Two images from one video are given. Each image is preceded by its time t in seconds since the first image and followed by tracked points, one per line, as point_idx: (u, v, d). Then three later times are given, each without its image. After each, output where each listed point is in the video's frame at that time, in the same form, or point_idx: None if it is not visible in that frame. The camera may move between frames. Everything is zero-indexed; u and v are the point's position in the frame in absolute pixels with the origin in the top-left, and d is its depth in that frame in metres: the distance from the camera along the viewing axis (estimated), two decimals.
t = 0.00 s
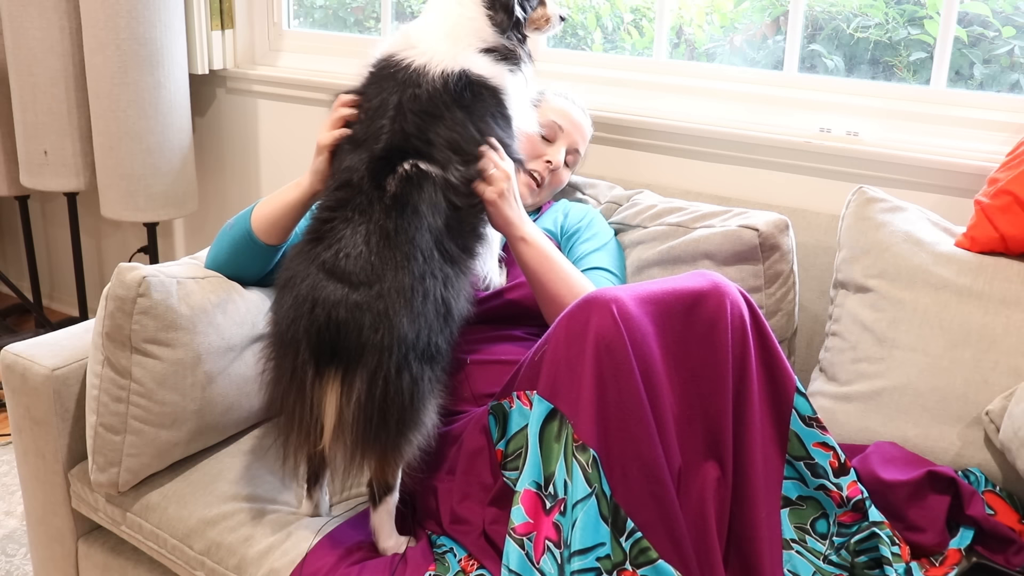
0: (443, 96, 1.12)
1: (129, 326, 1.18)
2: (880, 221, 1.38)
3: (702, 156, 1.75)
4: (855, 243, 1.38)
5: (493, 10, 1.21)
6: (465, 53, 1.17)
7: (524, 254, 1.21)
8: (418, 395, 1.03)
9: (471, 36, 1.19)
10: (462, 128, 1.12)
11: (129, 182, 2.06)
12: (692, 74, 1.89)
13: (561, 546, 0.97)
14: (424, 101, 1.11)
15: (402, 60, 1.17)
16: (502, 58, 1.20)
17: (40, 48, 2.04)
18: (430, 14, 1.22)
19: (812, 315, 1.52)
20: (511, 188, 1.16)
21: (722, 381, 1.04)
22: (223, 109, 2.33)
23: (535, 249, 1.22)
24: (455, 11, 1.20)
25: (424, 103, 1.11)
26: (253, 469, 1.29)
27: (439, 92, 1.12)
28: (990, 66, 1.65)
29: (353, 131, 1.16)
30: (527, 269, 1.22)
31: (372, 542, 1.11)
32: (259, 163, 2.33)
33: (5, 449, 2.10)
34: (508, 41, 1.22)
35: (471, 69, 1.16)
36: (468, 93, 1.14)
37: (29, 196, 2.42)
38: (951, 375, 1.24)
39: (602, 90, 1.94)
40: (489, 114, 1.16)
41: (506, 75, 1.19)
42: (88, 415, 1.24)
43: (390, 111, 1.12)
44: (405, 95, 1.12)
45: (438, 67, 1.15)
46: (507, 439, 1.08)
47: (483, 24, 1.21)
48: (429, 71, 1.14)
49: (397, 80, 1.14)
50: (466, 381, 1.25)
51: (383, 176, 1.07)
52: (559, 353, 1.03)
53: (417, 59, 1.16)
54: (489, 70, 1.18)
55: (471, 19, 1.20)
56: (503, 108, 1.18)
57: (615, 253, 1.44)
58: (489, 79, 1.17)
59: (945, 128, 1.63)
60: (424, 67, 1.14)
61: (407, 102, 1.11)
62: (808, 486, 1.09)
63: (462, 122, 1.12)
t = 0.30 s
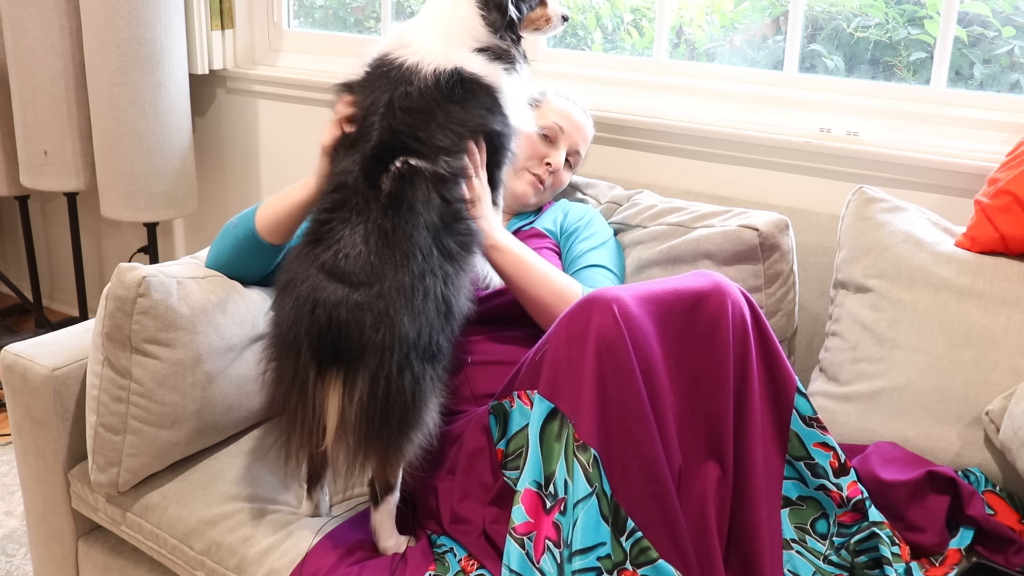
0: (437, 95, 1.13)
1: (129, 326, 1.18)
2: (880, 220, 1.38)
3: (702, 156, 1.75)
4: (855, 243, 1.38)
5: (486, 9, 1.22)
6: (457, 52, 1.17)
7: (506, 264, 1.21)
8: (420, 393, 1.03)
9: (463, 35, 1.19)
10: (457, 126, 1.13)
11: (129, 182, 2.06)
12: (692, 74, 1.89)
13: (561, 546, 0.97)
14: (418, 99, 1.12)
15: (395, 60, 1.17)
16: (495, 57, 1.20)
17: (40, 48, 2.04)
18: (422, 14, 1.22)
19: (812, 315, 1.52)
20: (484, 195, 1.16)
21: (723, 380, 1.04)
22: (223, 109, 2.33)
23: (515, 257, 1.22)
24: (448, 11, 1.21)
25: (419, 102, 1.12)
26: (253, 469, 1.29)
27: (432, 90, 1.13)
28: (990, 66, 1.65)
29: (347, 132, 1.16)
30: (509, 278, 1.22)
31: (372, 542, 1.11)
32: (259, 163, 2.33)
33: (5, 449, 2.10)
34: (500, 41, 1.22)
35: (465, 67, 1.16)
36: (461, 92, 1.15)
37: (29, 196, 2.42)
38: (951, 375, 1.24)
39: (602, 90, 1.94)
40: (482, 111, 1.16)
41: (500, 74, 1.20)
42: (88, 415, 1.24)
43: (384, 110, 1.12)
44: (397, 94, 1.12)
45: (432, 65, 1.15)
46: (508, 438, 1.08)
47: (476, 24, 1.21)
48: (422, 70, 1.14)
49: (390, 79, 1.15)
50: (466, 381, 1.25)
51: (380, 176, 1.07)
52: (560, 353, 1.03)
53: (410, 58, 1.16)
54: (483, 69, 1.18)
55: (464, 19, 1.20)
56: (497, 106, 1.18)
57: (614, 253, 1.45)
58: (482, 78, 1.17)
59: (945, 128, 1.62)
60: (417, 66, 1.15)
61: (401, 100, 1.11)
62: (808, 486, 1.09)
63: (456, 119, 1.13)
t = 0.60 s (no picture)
0: (430, 95, 1.13)
1: (129, 326, 1.18)
2: (880, 221, 1.38)
3: (702, 156, 1.75)
4: (855, 243, 1.38)
5: (478, 12, 1.21)
6: (449, 53, 1.18)
7: (505, 269, 1.21)
8: (416, 393, 1.03)
9: (455, 37, 1.19)
10: (451, 126, 1.13)
11: (129, 182, 2.06)
12: (693, 74, 1.89)
13: (561, 546, 0.97)
14: (410, 100, 1.12)
15: (388, 61, 1.18)
16: (487, 58, 1.20)
17: (40, 48, 2.04)
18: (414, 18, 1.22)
19: (812, 315, 1.52)
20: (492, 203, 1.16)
21: (723, 379, 1.04)
22: (223, 109, 2.33)
23: (513, 261, 1.21)
24: (439, 12, 1.21)
25: (412, 103, 1.12)
26: (253, 469, 1.29)
27: (424, 92, 1.13)
28: (990, 66, 1.65)
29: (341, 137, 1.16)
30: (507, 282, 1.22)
31: (372, 542, 1.11)
32: (259, 163, 2.33)
33: (5, 449, 2.10)
34: (493, 43, 1.22)
35: (458, 68, 1.17)
36: (454, 92, 1.15)
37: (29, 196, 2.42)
38: (951, 375, 1.24)
39: (602, 90, 1.94)
40: (476, 112, 1.16)
41: (493, 75, 1.19)
42: (88, 415, 1.24)
43: (377, 112, 1.12)
44: (390, 96, 1.13)
45: (424, 66, 1.15)
46: (508, 438, 1.08)
47: (468, 25, 1.21)
48: (415, 71, 1.15)
49: (383, 82, 1.15)
50: (466, 381, 1.25)
51: (374, 177, 1.07)
52: (560, 353, 1.03)
53: (402, 60, 1.16)
54: (476, 70, 1.18)
55: (457, 21, 1.20)
56: (491, 107, 1.18)
57: (614, 253, 1.45)
58: (476, 78, 1.17)
59: (945, 128, 1.62)
60: (409, 68, 1.15)
61: (393, 103, 1.12)
62: (808, 486, 1.09)
63: (450, 121, 1.13)
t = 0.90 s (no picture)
0: (433, 92, 1.13)
1: (129, 326, 1.18)
2: (880, 220, 1.38)
3: (702, 156, 1.75)
4: (855, 243, 1.38)
5: (483, 13, 1.21)
6: (454, 52, 1.17)
7: (517, 261, 1.21)
8: (418, 392, 1.03)
9: (460, 37, 1.19)
10: (453, 123, 1.12)
11: (129, 183, 2.06)
12: (693, 74, 1.89)
13: (561, 545, 0.97)
14: (412, 97, 1.12)
15: (393, 58, 1.17)
16: (492, 57, 1.20)
17: (40, 48, 2.04)
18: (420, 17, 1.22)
19: (812, 315, 1.52)
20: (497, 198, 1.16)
21: (724, 379, 1.04)
22: (223, 109, 2.33)
23: (526, 254, 1.22)
24: (445, 12, 1.20)
25: (415, 100, 1.12)
26: (253, 468, 1.29)
27: (427, 88, 1.13)
28: (990, 66, 1.65)
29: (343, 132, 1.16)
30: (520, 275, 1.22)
31: (372, 541, 1.11)
32: (259, 163, 2.33)
33: (5, 449, 2.10)
34: (496, 43, 1.22)
35: (462, 66, 1.16)
36: (456, 89, 1.14)
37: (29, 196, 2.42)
38: (951, 375, 1.24)
39: (603, 90, 1.94)
40: (478, 109, 1.16)
41: (496, 74, 1.19)
42: (88, 415, 1.24)
43: (379, 108, 1.12)
44: (393, 92, 1.13)
45: (429, 64, 1.15)
46: (509, 438, 1.08)
47: (473, 25, 1.21)
48: (418, 69, 1.14)
49: (386, 78, 1.15)
50: (466, 381, 1.25)
51: (375, 175, 1.07)
52: (560, 353, 1.03)
53: (407, 58, 1.16)
54: (480, 68, 1.18)
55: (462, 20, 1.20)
56: (494, 105, 1.18)
57: (615, 253, 1.45)
58: (480, 77, 1.17)
59: (945, 128, 1.62)
60: (413, 65, 1.15)
61: (395, 99, 1.12)
62: (808, 486, 1.09)
63: (452, 118, 1.12)
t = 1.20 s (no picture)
0: (436, 95, 1.12)
1: (129, 326, 1.18)
2: (880, 221, 1.38)
3: (702, 156, 1.75)
4: (855, 243, 1.38)
5: (489, 16, 1.22)
6: (460, 54, 1.18)
7: (522, 270, 1.20)
8: (421, 396, 1.02)
9: (467, 40, 1.19)
10: (456, 126, 1.12)
11: (129, 183, 2.06)
12: (693, 74, 1.89)
13: (561, 545, 0.98)
14: (417, 99, 1.12)
15: (398, 60, 1.17)
16: (497, 60, 1.20)
17: (40, 48, 2.04)
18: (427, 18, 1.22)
19: (812, 315, 1.52)
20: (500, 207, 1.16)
21: (724, 380, 1.04)
22: (223, 109, 2.33)
23: (529, 262, 1.21)
24: (453, 14, 1.21)
25: (419, 102, 1.11)
26: (253, 469, 1.29)
27: (431, 90, 1.13)
28: (990, 66, 1.65)
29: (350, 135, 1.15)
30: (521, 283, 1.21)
31: (372, 542, 1.11)
32: (259, 163, 2.33)
33: (5, 449, 2.10)
34: (503, 46, 1.23)
35: (468, 69, 1.16)
36: (460, 91, 1.14)
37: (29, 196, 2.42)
38: (951, 375, 1.24)
39: (603, 90, 1.94)
40: (483, 113, 1.15)
41: (502, 77, 1.19)
42: (88, 415, 1.24)
43: (384, 111, 1.12)
44: (397, 94, 1.12)
45: (434, 66, 1.15)
46: (509, 438, 1.09)
47: (480, 28, 1.21)
48: (424, 70, 1.14)
49: (391, 80, 1.15)
50: (467, 381, 1.25)
51: (380, 178, 1.07)
52: (560, 353, 1.03)
53: (413, 59, 1.16)
54: (486, 71, 1.18)
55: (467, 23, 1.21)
56: (497, 108, 1.18)
57: (615, 253, 1.45)
58: (484, 80, 1.17)
59: (945, 128, 1.62)
60: (419, 67, 1.15)
61: (400, 101, 1.11)
62: (808, 486, 1.09)
63: (455, 120, 1.12)
